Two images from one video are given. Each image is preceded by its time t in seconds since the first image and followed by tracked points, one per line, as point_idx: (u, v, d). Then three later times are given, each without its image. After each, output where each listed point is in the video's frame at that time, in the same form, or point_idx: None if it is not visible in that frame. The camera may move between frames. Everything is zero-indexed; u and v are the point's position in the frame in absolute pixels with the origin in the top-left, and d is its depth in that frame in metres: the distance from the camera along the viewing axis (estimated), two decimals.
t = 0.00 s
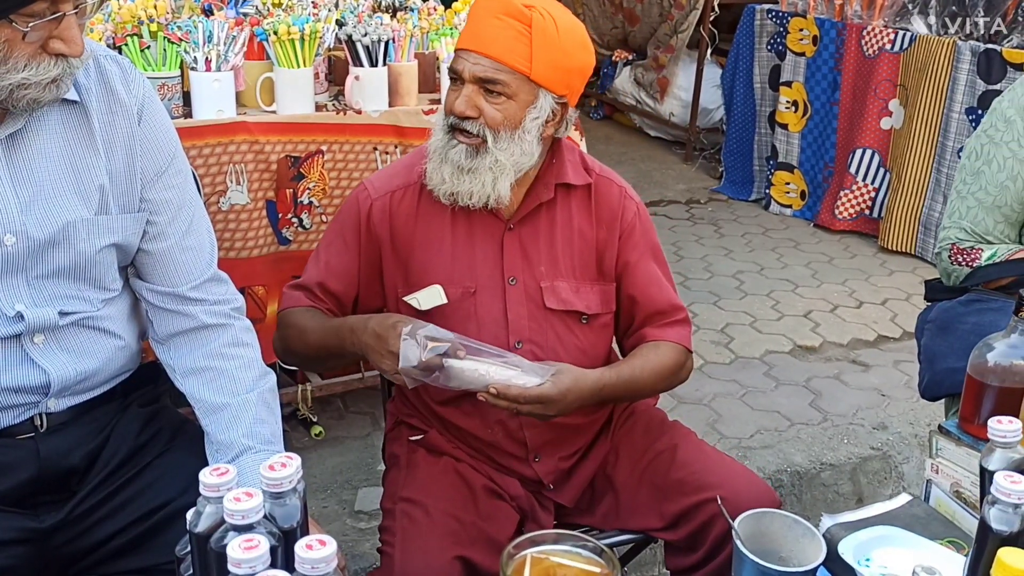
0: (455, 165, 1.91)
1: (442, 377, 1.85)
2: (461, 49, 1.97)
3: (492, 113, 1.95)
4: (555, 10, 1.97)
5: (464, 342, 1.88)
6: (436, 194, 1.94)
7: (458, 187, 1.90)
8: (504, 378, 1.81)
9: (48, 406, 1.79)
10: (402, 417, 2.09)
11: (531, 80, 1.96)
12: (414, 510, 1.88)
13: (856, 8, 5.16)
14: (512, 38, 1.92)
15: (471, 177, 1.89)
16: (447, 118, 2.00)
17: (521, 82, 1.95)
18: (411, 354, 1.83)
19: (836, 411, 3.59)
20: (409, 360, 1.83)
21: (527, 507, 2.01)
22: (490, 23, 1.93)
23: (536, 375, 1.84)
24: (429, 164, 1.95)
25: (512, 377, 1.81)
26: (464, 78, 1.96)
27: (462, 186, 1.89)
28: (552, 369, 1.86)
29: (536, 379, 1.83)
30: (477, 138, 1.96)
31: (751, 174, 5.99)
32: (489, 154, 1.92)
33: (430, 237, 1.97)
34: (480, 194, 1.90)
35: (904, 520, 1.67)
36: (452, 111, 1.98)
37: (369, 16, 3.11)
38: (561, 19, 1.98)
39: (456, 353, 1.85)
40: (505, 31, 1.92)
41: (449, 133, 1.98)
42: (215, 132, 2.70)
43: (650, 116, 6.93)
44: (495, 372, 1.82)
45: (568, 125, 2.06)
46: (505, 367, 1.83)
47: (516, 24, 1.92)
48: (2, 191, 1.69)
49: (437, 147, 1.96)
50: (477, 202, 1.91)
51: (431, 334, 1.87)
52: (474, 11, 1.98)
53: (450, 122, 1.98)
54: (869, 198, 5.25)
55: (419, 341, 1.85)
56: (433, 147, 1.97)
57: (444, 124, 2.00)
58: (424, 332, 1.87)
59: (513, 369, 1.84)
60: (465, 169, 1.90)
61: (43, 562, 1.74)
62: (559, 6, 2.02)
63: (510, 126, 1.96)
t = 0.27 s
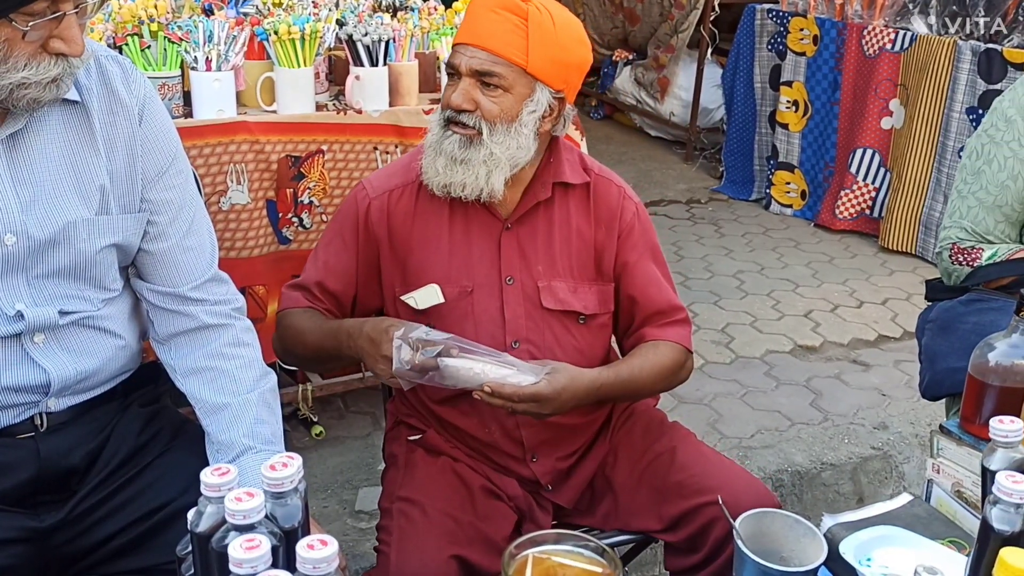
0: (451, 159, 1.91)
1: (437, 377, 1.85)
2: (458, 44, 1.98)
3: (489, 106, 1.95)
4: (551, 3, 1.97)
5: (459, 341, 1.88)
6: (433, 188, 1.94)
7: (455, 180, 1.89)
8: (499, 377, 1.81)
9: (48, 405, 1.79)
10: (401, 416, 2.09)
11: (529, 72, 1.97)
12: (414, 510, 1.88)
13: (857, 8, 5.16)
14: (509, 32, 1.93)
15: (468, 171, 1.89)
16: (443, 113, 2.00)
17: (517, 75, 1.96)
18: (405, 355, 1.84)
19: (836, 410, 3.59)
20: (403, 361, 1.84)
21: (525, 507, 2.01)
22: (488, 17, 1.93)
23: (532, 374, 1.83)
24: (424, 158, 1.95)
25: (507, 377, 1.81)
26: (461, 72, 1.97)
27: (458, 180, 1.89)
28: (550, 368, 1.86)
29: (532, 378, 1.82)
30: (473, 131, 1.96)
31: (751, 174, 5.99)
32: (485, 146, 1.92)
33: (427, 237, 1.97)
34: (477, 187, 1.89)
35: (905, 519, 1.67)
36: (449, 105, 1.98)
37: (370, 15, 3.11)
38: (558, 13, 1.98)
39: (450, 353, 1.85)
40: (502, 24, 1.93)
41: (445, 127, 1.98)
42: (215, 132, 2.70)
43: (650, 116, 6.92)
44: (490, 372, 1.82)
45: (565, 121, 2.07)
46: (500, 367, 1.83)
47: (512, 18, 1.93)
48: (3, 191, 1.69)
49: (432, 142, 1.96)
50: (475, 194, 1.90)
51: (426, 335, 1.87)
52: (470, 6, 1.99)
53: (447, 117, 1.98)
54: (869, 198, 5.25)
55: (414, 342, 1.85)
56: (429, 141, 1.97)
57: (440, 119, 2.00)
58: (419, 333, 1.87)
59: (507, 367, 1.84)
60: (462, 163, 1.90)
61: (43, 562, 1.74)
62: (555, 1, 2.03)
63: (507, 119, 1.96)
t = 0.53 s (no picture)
0: (453, 158, 1.91)
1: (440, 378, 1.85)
2: (457, 43, 1.98)
3: (489, 105, 1.95)
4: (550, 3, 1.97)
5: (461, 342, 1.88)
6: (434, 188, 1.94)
7: (456, 179, 1.89)
8: (500, 376, 1.81)
9: (50, 404, 1.79)
10: (403, 416, 2.09)
11: (529, 73, 1.97)
12: (415, 510, 1.88)
13: (858, 8, 5.16)
14: (508, 31, 1.93)
15: (469, 170, 1.89)
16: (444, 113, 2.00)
17: (517, 74, 1.96)
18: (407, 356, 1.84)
19: (837, 410, 3.59)
20: (404, 362, 1.84)
21: (527, 506, 2.01)
22: (487, 16, 1.93)
23: (533, 373, 1.83)
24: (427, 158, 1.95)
25: (508, 376, 1.81)
26: (461, 72, 1.97)
27: (460, 179, 1.89)
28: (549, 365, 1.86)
29: (533, 377, 1.82)
30: (474, 130, 1.96)
31: (752, 174, 5.99)
32: (487, 145, 1.93)
33: (427, 236, 1.97)
34: (478, 186, 1.89)
35: (908, 519, 1.67)
36: (450, 105, 1.98)
37: (371, 15, 3.11)
38: (557, 12, 1.99)
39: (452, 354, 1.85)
40: (501, 24, 1.93)
41: (447, 128, 1.98)
42: (216, 132, 2.70)
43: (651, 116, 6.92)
44: (491, 371, 1.82)
45: (565, 120, 2.07)
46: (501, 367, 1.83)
47: (511, 18, 1.93)
48: (4, 190, 1.69)
49: (433, 143, 1.96)
50: (477, 194, 1.90)
51: (428, 336, 1.87)
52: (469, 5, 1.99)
53: (447, 117, 1.98)
54: (870, 198, 5.25)
55: (416, 343, 1.85)
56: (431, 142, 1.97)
57: (441, 119, 2.00)
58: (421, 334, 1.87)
59: (508, 366, 1.83)
60: (463, 161, 1.90)
61: (45, 562, 1.74)
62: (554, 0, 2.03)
63: (507, 118, 1.96)
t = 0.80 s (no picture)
0: (454, 157, 1.91)
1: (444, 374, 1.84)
2: (458, 42, 1.98)
3: (490, 104, 1.96)
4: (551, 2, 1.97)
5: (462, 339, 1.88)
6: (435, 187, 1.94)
7: (457, 177, 1.89)
8: (505, 370, 1.81)
9: (51, 404, 1.79)
10: (404, 416, 2.10)
11: (529, 71, 1.97)
12: (416, 510, 1.88)
13: (858, 8, 5.17)
14: (509, 31, 1.93)
15: (470, 168, 1.89)
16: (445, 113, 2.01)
17: (518, 73, 1.96)
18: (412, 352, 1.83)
19: (837, 410, 3.59)
20: (410, 358, 1.83)
21: (527, 506, 2.01)
22: (488, 15, 1.93)
23: (536, 366, 1.84)
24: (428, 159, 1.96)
25: (513, 370, 1.82)
26: (462, 71, 1.97)
27: (462, 178, 1.89)
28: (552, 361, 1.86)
29: (537, 370, 1.83)
30: (475, 129, 1.96)
31: (752, 174, 5.99)
32: (488, 144, 1.93)
33: (428, 236, 1.97)
34: (480, 184, 1.89)
35: (907, 519, 1.68)
36: (450, 104, 1.98)
37: (372, 15, 3.11)
38: (557, 11, 1.99)
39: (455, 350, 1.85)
40: (503, 24, 1.93)
41: (447, 127, 1.99)
42: (217, 132, 2.71)
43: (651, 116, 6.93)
44: (496, 365, 1.82)
45: (565, 120, 2.07)
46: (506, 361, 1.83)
47: (513, 18, 1.93)
48: (6, 190, 1.69)
49: (434, 142, 1.96)
50: (479, 193, 1.90)
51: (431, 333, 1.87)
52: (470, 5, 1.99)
53: (448, 117, 1.99)
54: (870, 198, 5.26)
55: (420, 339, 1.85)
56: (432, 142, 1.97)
57: (442, 119, 2.00)
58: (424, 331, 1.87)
59: (511, 361, 1.84)
60: (465, 160, 1.90)
61: (46, 561, 1.74)
62: None
63: (508, 117, 1.96)
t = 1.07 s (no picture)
0: (452, 153, 1.91)
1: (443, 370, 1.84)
2: (454, 39, 1.98)
3: (488, 99, 1.96)
4: None
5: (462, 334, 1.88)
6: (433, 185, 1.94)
7: (455, 173, 1.89)
8: (504, 367, 1.81)
9: (50, 404, 1.79)
10: (402, 416, 2.09)
11: (525, 66, 1.97)
12: (414, 510, 1.88)
13: (857, 7, 5.16)
14: (505, 25, 1.93)
15: (469, 164, 1.89)
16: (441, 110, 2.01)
17: (514, 67, 1.96)
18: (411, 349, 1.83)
19: (836, 410, 3.59)
20: (409, 353, 1.83)
21: (526, 506, 2.01)
22: (483, 10, 1.94)
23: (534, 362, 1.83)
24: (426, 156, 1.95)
25: (511, 366, 1.81)
26: (458, 68, 1.97)
27: (460, 174, 1.89)
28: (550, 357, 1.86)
29: (536, 366, 1.82)
30: (472, 125, 1.96)
31: (752, 174, 5.99)
32: (486, 140, 1.93)
33: (427, 235, 1.97)
34: (477, 179, 1.89)
35: (904, 519, 1.68)
36: (448, 101, 1.99)
37: (371, 15, 3.11)
38: (552, 8, 2.00)
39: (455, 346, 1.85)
40: (498, 19, 1.93)
41: (444, 123, 1.98)
42: (215, 132, 2.71)
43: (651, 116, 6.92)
44: (494, 361, 1.82)
45: (562, 116, 2.08)
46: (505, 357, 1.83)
47: (507, 12, 1.93)
48: (5, 191, 1.69)
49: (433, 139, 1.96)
50: (477, 188, 1.90)
51: (431, 330, 1.87)
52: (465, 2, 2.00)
53: (445, 114, 1.99)
54: (870, 198, 5.26)
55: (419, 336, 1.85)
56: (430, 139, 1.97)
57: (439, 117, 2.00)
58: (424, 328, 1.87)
59: (508, 357, 1.84)
60: (463, 156, 1.90)
61: (45, 561, 1.74)
62: None
63: (505, 114, 1.96)
